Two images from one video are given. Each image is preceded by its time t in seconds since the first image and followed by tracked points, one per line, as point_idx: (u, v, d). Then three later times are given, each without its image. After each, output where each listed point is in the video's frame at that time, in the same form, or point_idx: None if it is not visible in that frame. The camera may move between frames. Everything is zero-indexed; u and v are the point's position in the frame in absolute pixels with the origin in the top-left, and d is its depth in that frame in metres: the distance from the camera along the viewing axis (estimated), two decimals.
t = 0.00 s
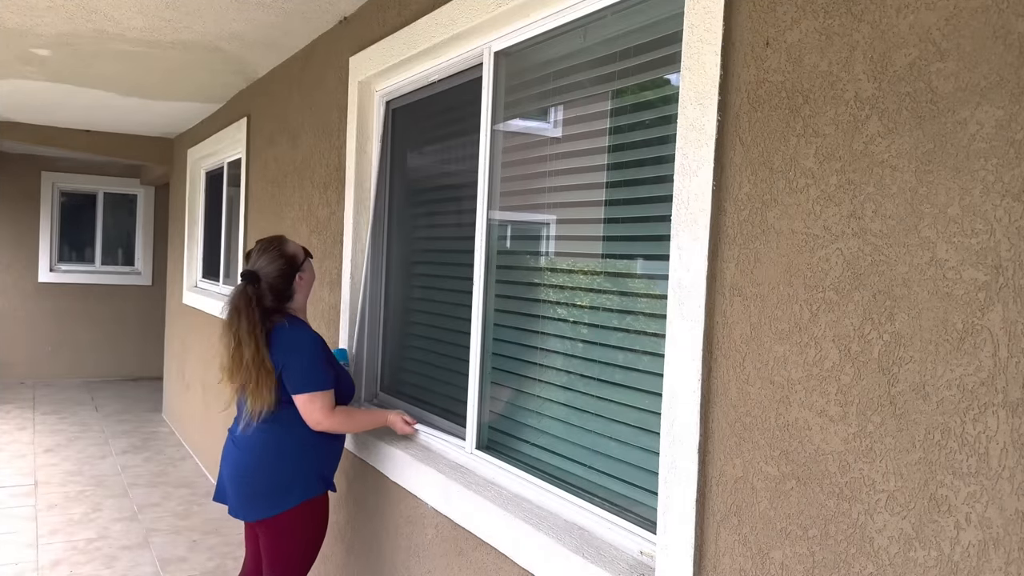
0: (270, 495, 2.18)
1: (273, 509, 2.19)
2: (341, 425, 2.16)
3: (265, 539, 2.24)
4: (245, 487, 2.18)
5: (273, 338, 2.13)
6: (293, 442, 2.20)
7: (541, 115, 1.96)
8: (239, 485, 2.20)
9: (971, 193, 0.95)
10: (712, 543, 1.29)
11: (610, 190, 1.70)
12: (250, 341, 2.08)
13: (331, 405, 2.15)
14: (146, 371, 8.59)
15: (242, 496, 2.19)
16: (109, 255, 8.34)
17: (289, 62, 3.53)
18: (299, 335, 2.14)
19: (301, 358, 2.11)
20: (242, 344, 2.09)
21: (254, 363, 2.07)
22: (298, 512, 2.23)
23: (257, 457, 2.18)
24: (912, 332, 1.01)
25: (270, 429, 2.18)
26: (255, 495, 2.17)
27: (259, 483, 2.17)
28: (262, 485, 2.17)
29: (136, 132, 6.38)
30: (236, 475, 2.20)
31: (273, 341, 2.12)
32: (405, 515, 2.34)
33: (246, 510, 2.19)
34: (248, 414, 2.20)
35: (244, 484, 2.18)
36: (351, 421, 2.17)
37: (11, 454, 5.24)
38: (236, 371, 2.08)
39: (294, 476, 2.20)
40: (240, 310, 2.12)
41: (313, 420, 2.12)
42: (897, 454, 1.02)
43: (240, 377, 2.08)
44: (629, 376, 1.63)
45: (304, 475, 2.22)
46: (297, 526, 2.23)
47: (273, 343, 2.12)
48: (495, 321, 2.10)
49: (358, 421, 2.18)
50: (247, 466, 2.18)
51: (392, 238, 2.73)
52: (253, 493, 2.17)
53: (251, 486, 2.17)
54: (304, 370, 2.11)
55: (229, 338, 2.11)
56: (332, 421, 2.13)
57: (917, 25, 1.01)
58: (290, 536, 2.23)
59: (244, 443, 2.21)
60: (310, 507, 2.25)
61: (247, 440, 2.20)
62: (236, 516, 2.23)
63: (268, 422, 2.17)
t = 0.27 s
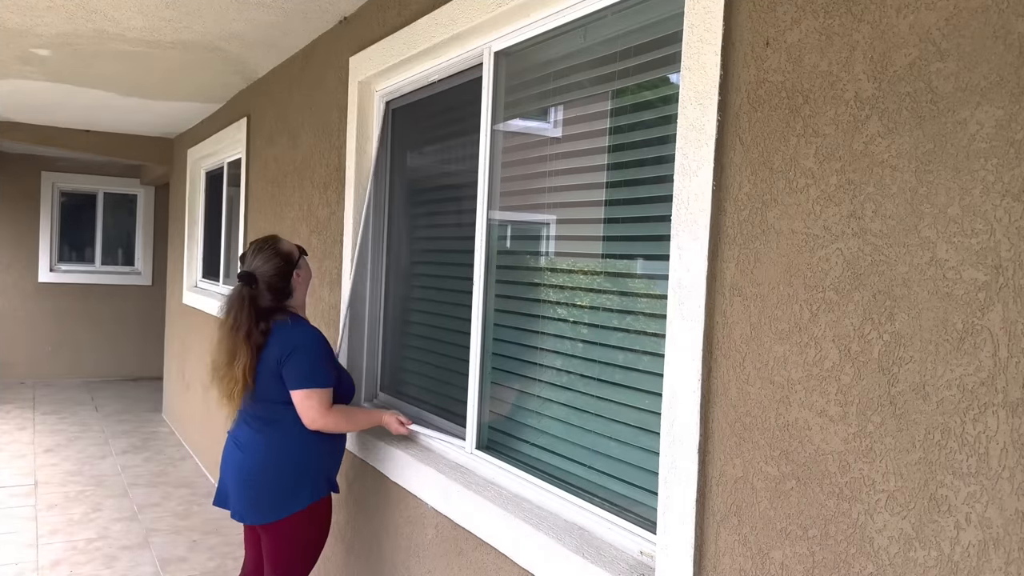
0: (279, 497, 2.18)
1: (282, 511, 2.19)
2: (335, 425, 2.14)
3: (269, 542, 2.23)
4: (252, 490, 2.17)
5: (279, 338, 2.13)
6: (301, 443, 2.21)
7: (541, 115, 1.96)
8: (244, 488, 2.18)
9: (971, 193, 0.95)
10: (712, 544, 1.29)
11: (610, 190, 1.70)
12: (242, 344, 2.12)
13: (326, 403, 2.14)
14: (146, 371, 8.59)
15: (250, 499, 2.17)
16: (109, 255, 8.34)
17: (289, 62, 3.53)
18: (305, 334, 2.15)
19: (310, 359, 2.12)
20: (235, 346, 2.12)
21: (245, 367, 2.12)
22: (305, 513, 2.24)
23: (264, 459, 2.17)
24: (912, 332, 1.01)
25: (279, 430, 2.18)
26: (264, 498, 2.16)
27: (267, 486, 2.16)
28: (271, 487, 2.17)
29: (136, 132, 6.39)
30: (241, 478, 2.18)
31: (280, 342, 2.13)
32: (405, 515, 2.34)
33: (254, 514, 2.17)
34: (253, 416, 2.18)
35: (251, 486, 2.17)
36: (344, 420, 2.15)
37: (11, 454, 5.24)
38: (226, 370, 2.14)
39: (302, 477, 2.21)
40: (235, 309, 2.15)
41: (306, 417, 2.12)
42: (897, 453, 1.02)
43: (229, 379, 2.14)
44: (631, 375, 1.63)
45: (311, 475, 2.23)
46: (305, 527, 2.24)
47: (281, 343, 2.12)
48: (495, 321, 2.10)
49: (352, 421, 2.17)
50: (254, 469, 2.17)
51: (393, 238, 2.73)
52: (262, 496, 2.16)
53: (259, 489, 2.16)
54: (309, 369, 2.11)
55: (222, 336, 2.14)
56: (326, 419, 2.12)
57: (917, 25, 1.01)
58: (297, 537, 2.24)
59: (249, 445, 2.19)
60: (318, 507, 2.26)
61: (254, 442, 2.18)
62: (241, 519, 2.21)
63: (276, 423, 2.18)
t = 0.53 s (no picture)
0: (278, 505, 2.16)
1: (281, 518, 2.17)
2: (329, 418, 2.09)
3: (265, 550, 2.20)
4: (249, 498, 2.14)
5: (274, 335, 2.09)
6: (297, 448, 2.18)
7: (541, 115, 1.96)
8: (240, 497, 2.14)
9: (971, 193, 0.95)
10: (712, 544, 1.29)
11: (610, 190, 1.70)
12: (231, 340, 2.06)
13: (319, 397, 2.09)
14: (146, 371, 8.59)
15: (247, 508, 2.14)
16: (109, 254, 8.34)
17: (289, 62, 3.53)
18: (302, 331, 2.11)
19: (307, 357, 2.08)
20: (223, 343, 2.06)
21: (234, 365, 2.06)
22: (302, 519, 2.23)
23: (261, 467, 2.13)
24: (912, 332, 1.01)
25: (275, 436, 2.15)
26: (262, 505, 2.14)
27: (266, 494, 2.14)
28: (269, 495, 2.14)
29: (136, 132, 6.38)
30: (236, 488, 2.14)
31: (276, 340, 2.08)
32: (405, 514, 2.34)
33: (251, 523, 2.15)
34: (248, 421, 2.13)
35: (248, 495, 2.14)
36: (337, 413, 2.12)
37: (11, 454, 5.24)
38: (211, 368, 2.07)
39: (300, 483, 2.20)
40: (221, 304, 2.09)
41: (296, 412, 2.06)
42: (897, 453, 1.02)
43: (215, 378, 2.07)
44: (631, 375, 1.63)
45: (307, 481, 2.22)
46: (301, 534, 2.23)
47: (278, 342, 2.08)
48: (495, 321, 2.10)
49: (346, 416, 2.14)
50: (251, 477, 2.13)
51: (392, 238, 2.73)
52: (260, 505, 2.14)
53: (257, 497, 2.14)
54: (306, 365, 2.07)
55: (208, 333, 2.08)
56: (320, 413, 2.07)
57: (917, 25, 1.01)
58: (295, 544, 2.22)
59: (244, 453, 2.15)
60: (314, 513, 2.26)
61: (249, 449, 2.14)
62: (235, 530, 2.17)
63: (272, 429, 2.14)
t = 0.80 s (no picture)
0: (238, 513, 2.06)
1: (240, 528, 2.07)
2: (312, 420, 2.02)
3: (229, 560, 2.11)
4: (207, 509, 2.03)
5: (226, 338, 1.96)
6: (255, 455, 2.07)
7: (541, 115, 1.96)
8: (195, 507, 2.03)
9: (972, 193, 0.95)
10: (712, 545, 1.29)
11: (610, 190, 1.70)
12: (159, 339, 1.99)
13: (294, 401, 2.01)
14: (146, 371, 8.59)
15: (204, 519, 2.03)
16: (109, 254, 8.34)
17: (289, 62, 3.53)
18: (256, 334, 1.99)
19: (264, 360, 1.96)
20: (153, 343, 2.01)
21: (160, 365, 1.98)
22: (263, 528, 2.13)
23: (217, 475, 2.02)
24: (912, 332, 1.01)
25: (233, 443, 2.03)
26: (221, 515, 2.04)
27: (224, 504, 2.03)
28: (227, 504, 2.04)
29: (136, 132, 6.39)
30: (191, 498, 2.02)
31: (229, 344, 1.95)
32: (405, 514, 2.34)
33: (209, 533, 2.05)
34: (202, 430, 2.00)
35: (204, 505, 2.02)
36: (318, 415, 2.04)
37: (11, 454, 5.24)
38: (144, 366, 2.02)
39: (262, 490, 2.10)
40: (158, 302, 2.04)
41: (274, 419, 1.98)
42: (898, 453, 1.02)
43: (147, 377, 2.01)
44: (631, 375, 1.63)
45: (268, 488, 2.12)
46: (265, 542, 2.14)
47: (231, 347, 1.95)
48: (494, 321, 2.10)
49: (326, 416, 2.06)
50: (206, 488, 2.01)
51: (393, 238, 2.73)
52: (217, 512, 2.03)
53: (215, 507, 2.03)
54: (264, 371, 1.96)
55: (142, 330, 2.03)
56: (302, 418, 1.99)
57: (917, 25, 1.01)
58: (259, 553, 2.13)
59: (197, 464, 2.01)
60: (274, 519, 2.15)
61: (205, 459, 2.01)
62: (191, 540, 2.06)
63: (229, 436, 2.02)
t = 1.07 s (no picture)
0: (234, 516, 2.06)
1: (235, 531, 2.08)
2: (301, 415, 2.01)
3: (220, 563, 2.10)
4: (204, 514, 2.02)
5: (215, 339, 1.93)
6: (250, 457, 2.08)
7: (541, 115, 1.96)
8: (192, 513, 2.02)
9: (972, 193, 0.95)
10: (713, 545, 1.29)
11: (610, 190, 1.70)
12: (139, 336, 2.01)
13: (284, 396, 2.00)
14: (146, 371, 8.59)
15: (201, 525, 2.02)
16: (109, 255, 8.34)
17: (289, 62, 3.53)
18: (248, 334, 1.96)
19: (258, 362, 1.94)
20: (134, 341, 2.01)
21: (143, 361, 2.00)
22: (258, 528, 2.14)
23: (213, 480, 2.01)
24: (912, 332, 1.01)
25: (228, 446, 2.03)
26: (218, 520, 2.04)
27: (220, 506, 2.03)
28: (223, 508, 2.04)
29: (136, 132, 6.39)
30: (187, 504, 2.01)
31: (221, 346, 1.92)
32: (405, 514, 2.34)
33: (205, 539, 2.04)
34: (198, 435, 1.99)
35: (201, 509, 2.02)
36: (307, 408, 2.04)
37: (10, 454, 5.24)
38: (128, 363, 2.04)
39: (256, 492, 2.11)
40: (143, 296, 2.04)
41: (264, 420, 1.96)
42: (898, 453, 1.02)
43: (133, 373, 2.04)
44: (631, 375, 1.63)
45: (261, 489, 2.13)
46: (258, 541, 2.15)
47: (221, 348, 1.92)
48: (494, 321, 2.10)
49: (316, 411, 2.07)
50: (207, 492, 2.02)
51: (392, 238, 2.73)
52: (220, 518, 2.04)
53: (211, 511, 2.03)
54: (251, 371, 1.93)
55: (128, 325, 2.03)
56: (292, 416, 1.98)
57: (917, 24, 1.01)
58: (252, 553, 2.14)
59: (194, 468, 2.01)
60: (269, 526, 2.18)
61: (201, 463, 2.00)
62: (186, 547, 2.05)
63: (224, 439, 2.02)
